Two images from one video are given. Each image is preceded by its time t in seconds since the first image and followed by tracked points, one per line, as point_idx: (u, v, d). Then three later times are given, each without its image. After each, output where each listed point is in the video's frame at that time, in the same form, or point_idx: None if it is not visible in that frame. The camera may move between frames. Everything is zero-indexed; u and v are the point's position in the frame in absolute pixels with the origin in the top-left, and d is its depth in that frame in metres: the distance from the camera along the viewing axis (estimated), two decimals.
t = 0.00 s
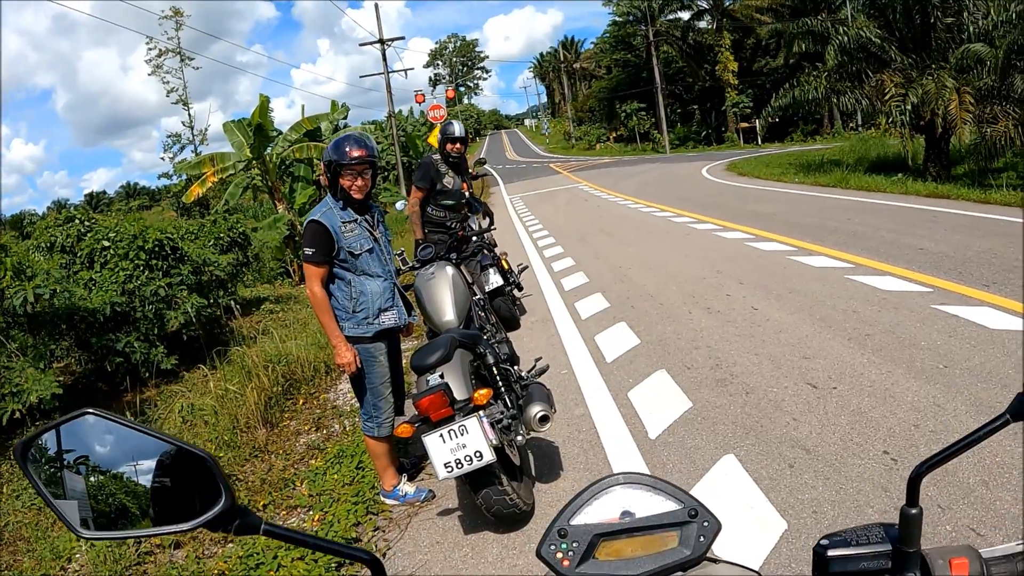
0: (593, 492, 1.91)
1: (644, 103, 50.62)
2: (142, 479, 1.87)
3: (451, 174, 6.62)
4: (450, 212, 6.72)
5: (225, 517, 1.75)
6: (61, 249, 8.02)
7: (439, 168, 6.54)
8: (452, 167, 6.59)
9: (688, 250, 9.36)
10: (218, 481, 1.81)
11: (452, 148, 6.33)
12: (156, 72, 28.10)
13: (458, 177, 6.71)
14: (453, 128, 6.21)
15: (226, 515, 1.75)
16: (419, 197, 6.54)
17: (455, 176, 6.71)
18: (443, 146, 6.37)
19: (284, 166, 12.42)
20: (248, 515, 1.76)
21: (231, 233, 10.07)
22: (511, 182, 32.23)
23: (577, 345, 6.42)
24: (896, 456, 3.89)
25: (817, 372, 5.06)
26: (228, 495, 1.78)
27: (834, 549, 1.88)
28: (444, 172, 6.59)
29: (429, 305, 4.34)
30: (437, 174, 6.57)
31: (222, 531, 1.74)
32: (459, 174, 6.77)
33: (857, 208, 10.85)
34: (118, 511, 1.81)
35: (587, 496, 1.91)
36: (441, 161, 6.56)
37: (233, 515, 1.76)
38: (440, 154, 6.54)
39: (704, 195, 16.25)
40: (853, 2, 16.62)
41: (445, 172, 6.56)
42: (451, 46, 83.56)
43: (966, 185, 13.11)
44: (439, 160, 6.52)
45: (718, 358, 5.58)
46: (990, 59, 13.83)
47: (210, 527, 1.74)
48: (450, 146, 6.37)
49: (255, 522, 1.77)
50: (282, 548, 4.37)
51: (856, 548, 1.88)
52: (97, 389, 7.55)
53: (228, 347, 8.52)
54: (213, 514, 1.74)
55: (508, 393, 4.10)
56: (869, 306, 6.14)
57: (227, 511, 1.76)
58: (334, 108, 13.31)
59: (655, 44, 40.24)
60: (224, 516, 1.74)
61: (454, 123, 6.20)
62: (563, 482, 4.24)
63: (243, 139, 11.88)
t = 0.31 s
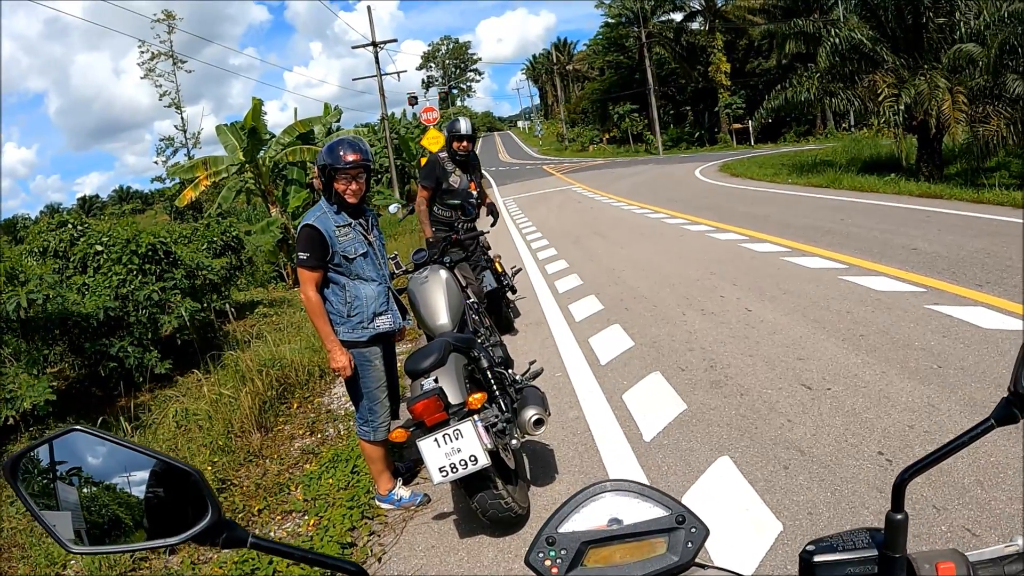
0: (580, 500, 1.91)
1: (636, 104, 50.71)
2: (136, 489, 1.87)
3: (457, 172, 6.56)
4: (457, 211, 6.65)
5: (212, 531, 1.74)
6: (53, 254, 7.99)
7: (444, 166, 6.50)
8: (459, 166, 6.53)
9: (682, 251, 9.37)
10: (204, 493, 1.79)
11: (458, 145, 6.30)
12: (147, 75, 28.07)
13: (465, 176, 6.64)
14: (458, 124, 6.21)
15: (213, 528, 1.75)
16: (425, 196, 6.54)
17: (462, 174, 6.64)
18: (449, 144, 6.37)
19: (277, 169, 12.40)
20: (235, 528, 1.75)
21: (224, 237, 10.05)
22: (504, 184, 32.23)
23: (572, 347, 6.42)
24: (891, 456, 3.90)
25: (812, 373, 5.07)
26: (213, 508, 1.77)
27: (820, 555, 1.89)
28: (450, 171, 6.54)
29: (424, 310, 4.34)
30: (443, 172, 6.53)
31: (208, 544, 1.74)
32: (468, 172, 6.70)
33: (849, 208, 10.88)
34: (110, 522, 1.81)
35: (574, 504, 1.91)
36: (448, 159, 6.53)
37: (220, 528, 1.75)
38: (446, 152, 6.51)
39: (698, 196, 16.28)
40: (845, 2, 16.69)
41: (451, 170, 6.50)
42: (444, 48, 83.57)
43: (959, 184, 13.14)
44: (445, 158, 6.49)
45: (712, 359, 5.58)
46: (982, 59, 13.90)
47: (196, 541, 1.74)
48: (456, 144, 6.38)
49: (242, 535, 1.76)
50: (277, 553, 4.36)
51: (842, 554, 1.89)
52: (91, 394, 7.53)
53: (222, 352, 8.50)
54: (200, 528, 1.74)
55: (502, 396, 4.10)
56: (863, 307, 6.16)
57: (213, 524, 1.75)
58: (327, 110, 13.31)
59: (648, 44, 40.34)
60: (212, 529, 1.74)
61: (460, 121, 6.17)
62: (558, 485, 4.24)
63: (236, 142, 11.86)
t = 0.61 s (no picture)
0: (575, 504, 1.91)
1: (634, 103, 50.74)
2: (133, 490, 1.86)
3: (463, 170, 6.41)
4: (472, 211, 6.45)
5: (210, 536, 1.73)
6: (51, 252, 7.98)
7: (449, 167, 6.38)
8: (464, 164, 6.40)
9: (679, 251, 9.38)
10: (203, 499, 1.77)
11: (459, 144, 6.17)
12: (144, 72, 28.10)
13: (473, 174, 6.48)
14: (457, 121, 6.11)
15: (210, 534, 1.73)
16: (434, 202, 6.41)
17: (470, 173, 6.48)
18: (451, 144, 6.28)
19: (274, 167, 12.38)
20: (233, 532, 1.74)
21: (221, 236, 10.04)
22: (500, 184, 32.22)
23: (568, 347, 6.42)
24: (888, 458, 3.90)
25: (809, 375, 5.07)
26: (211, 514, 1.75)
27: (815, 561, 1.93)
28: (455, 171, 6.41)
29: (421, 311, 4.33)
30: (448, 174, 6.41)
31: (206, 550, 1.72)
32: (476, 169, 6.53)
33: (847, 209, 10.89)
34: (109, 524, 1.81)
35: (569, 507, 1.91)
36: (451, 160, 6.42)
37: (218, 533, 1.74)
38: (448, 153, 6.42)
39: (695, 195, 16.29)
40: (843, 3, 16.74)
41: (456, 170, 6.37)
42: (441, 46, 83.56)
43: (956, 185, 13.16)
44: (448, 159, 6.38)
45: (709, 360, 5.59)
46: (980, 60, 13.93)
47: (194, 547, 1.71)
48: (459, 143, 6.27)
49: (240, 539, 1.75)
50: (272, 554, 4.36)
51: (837, 559, 1.92)
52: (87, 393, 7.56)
53: (219, 351, 8.50)
54: (197, 534, 1.72)
55: (499, 397, 4.09)
56: (860, 308, 6.17)
57: (211, 529, 1.74)
58: (324, 109, 13.29)
59: (646, 43, 40.40)
60: (210, 534, 1.72)
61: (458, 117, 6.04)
62: (554, 486, 4.24)
63: (233, 140, 11.84)
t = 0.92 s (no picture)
0: (559, 504, 1.89)
1: (631, 102, 50.74)
2: (120, 488, 1.85)
3: (467, 165, 5.90)
4: (474, 210, 5.93)
5: (186, 534, 1.74)
6: (45, 248, 7.94)
7: (451, 163, 5.90)
8: (467, 160, 5.91)
9: (674, 251, 9.36)
10: (180, 494, 1.78)
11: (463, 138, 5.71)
12: (139, 69, 28.04)
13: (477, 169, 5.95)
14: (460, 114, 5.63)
15: (187, 531, 1.74)
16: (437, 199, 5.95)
17: (474, 168, 5.96)
18: (453, 138, 5.81)
19: (270, 165, 12.36)
20: (210, 530, 1.76)
21: (216, 233, 10.02)
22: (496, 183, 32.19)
23: (563, 346, 6.41)
24: (881, 459, 3.90)
25: (802, 375, 5.07)
26: (187, 510, 1.76)
27: (799, 564, 1.90)
28: (458, 167, 5.91)
29: (413, 309, 4.32)
30: (450, 170, 5.93)
31: (183, 547, 1.74)
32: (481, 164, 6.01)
33: (842, 209, 10.89)
34: (96, 522, 1.81)
35: (553, 508, 1.89)
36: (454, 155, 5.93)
37: (194, 531, 1.75)
38: (451, 148, 5.94)
39: (691, 195, 16.29)
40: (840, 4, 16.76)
41: (458, 166, 5.87)
42: (439, 44, 83.49)
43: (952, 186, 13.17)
44: (450, 154, 5.90)
45: (703, 360, 5.58)
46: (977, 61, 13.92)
47: (171, 544, 1.73)
48: (461, 137, 5.80)
49: (217, 537, 1.76)
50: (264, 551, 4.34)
51: (822, 562, 1.90)
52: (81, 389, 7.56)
53: (213, 348, 8.48)
54: (174, 532, 1.73)
55: (491, 396, 4.08)
56: (854, 308, 6.16)
57: (188, 527, 1.75)
58: (321, 107, 13.27)
59: (644, 43, 40.43)
60: (187, 532, 1.74)
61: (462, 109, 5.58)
62: (546, 486, 4.23)
63: (228, 137, 11.80)
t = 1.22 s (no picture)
0: (562, 497, 1.91)
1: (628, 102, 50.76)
2: (114, 477, 1.80)
3: (486, 163, 5.56)
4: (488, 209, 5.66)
5: (187, 520, 1.74)
6: (40, 242, 7.92)
7: (469, 158, 5.57)
8: (487, 156, 5.55)
9: (670, 250, 9.37)
10: (179, 482, 1.77)
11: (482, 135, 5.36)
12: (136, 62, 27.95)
13: (496, 167, 5.59)
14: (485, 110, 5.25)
15: (187, 518, 1.75)
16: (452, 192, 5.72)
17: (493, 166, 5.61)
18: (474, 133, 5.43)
19: (266, 160, 12.33)
20: (211, 518, 1.76)
21: (211, 228, 10.00)
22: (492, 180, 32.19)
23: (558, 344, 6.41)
24: (875, 459, 3.91)
25: (797, 374, 5.08)
26: (187, 498, 1.76)
27: (806, 559, 1.89)
28: (476, 162, 5.58)
29: (408, 305, 4.32)
30: (468, 165, 5.60)
31: (182, 535, 1.73)
32: (503, 163, 5.63)
33: (837, 210, 10.92)
34: (89, 511, 1.78)
35: (556, 501, 1.90)
36: (475, 150, 5.56)
37: (193, 519, 1.75)
38: (473, 141, 5.56)
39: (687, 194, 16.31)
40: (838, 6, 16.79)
41: (476, 162, 5.55)
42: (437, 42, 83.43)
43: (948, 189, 13.19)
44: (470, 148, 5.55)
45: (698, 359, 5.59)
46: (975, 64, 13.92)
47: (170, 531, 1.73)
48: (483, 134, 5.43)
49: (217, 525, 1.76)
50: (257, 546, 4.34)
51: (828, 558, 1.89)
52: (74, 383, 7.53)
53: (207, 343, 8.46)
54: (173, 519, 1.73)
55: (486, 392, 4.09)
56: (849, 309, 6.18)
57: (188, 513, 1.75)
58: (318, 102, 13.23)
59: (641, 42, 40.45)
60: (187, 519, 1.74)
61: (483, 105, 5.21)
62: (540, 483, 4.23)
63: (225, 132, 11.80)
